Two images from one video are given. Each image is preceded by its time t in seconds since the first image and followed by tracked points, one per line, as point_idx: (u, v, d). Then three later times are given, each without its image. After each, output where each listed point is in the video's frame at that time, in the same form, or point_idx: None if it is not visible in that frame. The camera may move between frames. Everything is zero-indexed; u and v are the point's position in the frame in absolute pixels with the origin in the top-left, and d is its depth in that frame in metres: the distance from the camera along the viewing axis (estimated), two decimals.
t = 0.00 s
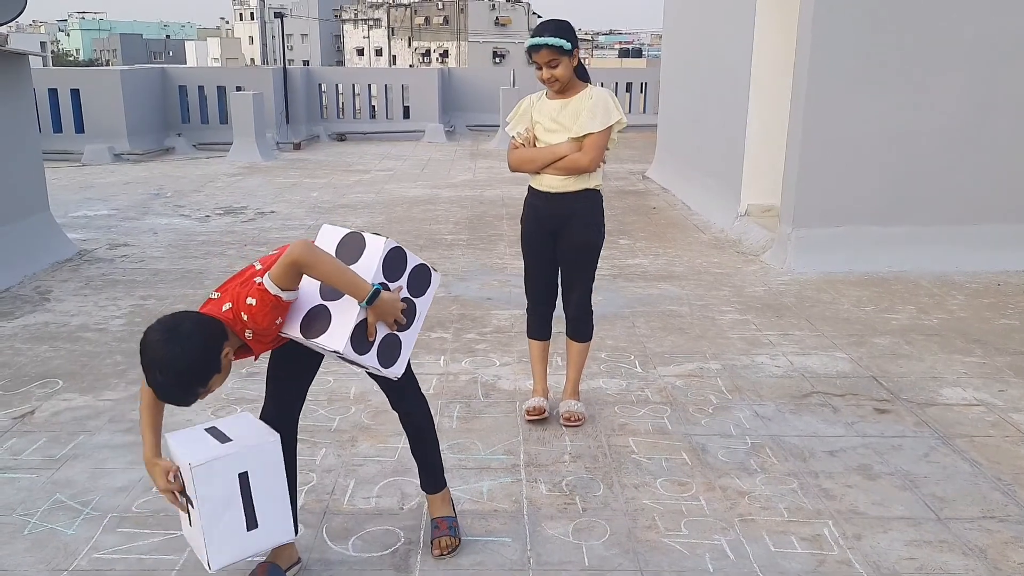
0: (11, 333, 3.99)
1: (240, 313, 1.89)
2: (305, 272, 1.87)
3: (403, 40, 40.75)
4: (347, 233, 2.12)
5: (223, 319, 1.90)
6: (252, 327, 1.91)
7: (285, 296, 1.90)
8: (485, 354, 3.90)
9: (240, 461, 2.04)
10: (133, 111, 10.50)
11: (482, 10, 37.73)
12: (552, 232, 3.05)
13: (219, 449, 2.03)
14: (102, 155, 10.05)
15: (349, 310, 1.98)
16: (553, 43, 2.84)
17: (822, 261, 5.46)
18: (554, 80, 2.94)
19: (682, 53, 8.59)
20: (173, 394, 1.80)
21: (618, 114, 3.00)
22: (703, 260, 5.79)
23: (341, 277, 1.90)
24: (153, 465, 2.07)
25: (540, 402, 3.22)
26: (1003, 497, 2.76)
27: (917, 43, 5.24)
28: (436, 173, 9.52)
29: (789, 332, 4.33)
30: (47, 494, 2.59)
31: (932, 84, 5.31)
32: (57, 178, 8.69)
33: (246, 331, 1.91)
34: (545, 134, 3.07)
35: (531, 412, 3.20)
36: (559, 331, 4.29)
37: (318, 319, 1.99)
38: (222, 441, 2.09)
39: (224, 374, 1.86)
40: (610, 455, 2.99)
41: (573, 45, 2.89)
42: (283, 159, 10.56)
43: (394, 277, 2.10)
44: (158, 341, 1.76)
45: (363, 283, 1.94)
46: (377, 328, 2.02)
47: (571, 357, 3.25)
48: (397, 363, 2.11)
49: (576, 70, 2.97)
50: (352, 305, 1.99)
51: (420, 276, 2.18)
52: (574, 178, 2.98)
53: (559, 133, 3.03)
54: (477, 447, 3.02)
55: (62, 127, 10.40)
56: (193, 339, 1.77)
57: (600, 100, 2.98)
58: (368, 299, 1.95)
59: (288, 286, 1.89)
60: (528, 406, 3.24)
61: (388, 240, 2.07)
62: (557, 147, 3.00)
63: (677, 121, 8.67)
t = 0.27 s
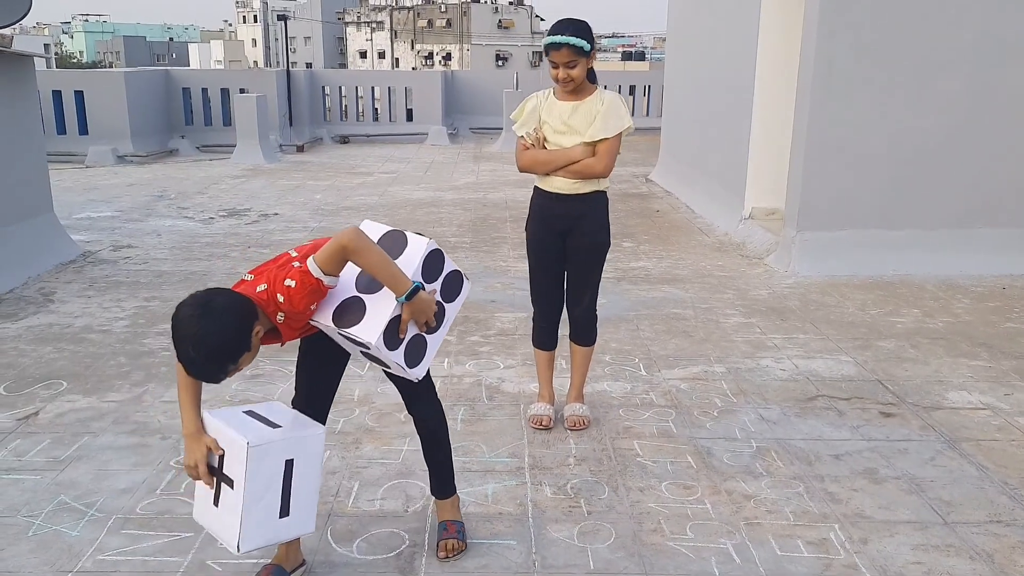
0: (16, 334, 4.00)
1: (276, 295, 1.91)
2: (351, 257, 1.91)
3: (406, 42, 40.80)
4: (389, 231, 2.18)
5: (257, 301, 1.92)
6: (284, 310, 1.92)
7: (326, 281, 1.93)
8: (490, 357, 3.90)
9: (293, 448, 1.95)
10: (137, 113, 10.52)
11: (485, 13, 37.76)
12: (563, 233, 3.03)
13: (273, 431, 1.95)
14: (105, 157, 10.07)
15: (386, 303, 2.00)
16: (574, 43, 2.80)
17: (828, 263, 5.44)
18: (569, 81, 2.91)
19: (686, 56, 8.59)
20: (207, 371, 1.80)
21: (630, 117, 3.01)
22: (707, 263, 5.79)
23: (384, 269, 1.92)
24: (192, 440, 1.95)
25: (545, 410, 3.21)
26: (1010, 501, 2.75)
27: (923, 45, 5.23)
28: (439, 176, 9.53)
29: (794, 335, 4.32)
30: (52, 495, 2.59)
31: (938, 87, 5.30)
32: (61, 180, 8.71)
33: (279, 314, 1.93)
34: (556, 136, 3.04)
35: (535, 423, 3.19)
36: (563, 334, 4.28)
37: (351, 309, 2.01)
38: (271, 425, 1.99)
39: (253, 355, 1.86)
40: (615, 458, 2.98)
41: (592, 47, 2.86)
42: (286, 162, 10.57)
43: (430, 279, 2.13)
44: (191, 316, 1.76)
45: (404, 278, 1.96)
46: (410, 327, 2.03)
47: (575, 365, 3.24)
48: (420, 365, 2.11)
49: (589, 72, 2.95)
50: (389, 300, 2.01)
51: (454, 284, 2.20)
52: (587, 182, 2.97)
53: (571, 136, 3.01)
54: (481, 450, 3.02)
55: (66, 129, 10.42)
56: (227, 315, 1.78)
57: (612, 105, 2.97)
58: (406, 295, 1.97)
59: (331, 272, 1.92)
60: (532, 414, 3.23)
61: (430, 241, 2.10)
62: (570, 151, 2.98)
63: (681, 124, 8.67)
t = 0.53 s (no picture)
0: (18, 334, 3.99)
1: (317, 275, 1.92)
2: (398, 239, 1.95)
3: (408, 44, 40.84)
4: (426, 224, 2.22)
5: (295, 280, 1.92)
6: (321, 294, 1.93)
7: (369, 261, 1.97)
8: (493, 359, 3.89)
9: (298, 431, 2.01)
10: (140, 114, 10.53)
11: (488, 15, 37.78)
12: (566, 235, 3.03)
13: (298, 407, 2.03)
14: (108, 158, 10.07)
15: (423, 290, 2.03)
16: (595, 47, 2.77)
17: (832, 266, 5.43)
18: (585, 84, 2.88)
19: (690, 58, 8.58)
20: (241, 349, 1.82)
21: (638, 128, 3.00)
22: (711, 266, 5.78)
23: (429, 252, 1.96)
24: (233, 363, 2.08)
25: (547, 414, 3.20)
26: (1015, 507, 2.73)
27: (928, 48, 5.22)
28: (442, 178, 9.52)
29: (797, 339, 4.31)
30: (53, 496, 2.58)
31: (943, 90, 5.29)
32: (64, 180, 8.72)
33: (316, 296, 1.93)
34: (563, 139, 3.02)
35: (539, 427, 3.17)
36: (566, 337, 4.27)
37: (387, 294, 2.02)
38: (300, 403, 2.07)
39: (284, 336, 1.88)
40: (618, 461, 2.97)
41: (610, 52, 2.84)
42: (289, 163, 10.57)
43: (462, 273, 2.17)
44: (231, 300, 1.77)
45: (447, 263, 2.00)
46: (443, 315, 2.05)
47: (578, 368, 3.23)
48: (446, 360, 2.12)
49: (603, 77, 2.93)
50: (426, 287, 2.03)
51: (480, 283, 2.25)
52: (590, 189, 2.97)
53: (578, 141, 2.99)
54: (484, 452, 3.01)
55: (69, 129, 10.44)
56: (265, 295, 1.79)
57: (623, 114, 2.96)
58: (446, 281, 2.00)
59: (375, 251, 1.96)
60: (534, 418, 3.21)
61: (467, 234, 2.16)
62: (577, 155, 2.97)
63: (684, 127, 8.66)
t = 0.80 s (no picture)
0: (16, 332, 3.99)
1: (340, 253, 1.97)
2: (426, 230, 2.00)
3: (409, 44, 40.82)
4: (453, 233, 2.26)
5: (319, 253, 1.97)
6: (340, 273, 1.98)
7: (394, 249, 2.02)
8: (493, 360, 3.88)
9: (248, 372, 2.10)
10: (140, 113, 10.52)
11: (489, 15, 37.75)
12: (566, 237, 3.02)
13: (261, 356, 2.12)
14: (108, 156, 10.06)
15: (442, 288, 2.04)
16: (600, 62, 2.74)
17: (833, 268, 5.42)
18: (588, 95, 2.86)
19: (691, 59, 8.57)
20: (247, 286, 1.83)
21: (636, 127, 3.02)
22: (711, 267, 5.77)
23: (454, 247, 1.99)
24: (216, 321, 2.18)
25: (547, 414, 3.19)
26: (1016, 510, 2.72)
27: (931, 49, 5.21)
28: (442, 178, 9.51)
29: (798, 341, 4.30)
30: (51, 495, 2.57)
31: (945, 91, 5.28)
32: (64, 178, 8.71)
33: (333, 273, 1.97)
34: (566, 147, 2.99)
35: (538, 426, 3.16)
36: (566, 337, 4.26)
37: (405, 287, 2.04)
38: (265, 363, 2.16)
39: (288, 295, 1.90)
40: (618, 463, 2.96)
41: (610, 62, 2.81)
42: (289, 162, 10.56)
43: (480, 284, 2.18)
44: (259, 235, 1.83)
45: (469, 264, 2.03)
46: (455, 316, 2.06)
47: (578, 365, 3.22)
48: (449, 366, 2.10)
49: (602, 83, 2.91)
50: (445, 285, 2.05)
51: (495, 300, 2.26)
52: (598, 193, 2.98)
53: (582, 146, 2.98)
54: (483, 453, 3.00)
55: (69, 127, 10.43)
56: (297, 247, 1.86)
57: (624, 117, 2.96)
58: (464, 280, 2.02)
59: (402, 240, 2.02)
60: (533, 417, 3.20)
61: (493, 247, 2.19)
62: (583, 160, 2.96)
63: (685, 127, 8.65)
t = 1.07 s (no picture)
0: (14, 331, 3.98)
1: (291, 276, 1.97)
2: (360, 228, 1.98)
3: (410, 43, 40.81)
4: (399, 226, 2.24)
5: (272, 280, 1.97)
6: (296, 295, 1.96)
7: (338, 258, 2.01)
8: (491, 360, 3.87)
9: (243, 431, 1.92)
10: (140, 112, 10.52)
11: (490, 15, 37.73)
12: (562, 237, 3.02)
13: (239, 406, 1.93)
14: (108, 155, 10.05)
15: (395, 278, 2.02)
16: (612, 84, 2.73)
17: (833, 269, 5.41)
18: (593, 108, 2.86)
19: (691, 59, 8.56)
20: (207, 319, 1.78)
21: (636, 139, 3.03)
22: (711, 267, 5.76)
23: (392, 235, 1.97)
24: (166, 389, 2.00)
25: (541, 409, 3.20)
26: (1014, 511, 2.72)
27: (930, 50, 5.21)
28: (442, 177, 9.50)
29: (797, 341, 4.29)
30: (47, 495, 2.57)
31: (945, 92, 5.27)
32: (64, 177, 8.70)
33: (290, 297, 1.96)
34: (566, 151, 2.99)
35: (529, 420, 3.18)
36: (564, 338, 4.26)
37: (361, 288, 2.01)
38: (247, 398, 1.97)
39: (251, 325, 1.87)
40: (616, 463, 2.96)
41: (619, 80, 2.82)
42: (289, 161, 10.55)
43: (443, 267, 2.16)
44: (213, 267, 1.79)
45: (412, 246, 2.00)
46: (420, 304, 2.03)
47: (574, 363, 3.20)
48: (432, 356, 2.07)
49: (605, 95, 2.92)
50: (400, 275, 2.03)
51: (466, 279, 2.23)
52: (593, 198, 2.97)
53: (581, 153, 2.97)
54: (481, 454, 3.00)
55: (69, 126, 10.43)
56: (252, 271, 1.83)
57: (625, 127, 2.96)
58: (414, 264, 1.99)
59: (339, 246, 2.01)
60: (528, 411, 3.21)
61: (440, 225, 2.16)
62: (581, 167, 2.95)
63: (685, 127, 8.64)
